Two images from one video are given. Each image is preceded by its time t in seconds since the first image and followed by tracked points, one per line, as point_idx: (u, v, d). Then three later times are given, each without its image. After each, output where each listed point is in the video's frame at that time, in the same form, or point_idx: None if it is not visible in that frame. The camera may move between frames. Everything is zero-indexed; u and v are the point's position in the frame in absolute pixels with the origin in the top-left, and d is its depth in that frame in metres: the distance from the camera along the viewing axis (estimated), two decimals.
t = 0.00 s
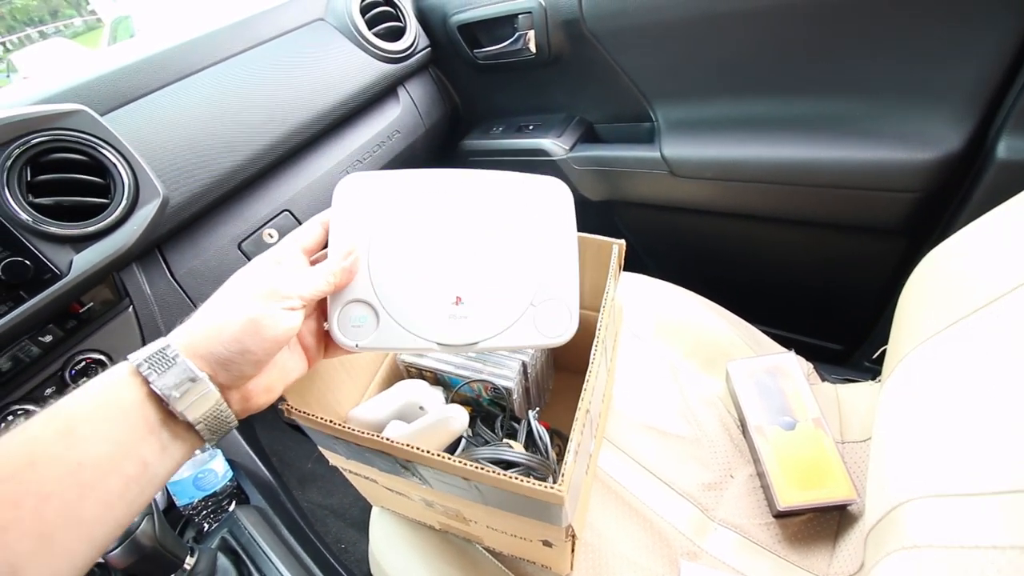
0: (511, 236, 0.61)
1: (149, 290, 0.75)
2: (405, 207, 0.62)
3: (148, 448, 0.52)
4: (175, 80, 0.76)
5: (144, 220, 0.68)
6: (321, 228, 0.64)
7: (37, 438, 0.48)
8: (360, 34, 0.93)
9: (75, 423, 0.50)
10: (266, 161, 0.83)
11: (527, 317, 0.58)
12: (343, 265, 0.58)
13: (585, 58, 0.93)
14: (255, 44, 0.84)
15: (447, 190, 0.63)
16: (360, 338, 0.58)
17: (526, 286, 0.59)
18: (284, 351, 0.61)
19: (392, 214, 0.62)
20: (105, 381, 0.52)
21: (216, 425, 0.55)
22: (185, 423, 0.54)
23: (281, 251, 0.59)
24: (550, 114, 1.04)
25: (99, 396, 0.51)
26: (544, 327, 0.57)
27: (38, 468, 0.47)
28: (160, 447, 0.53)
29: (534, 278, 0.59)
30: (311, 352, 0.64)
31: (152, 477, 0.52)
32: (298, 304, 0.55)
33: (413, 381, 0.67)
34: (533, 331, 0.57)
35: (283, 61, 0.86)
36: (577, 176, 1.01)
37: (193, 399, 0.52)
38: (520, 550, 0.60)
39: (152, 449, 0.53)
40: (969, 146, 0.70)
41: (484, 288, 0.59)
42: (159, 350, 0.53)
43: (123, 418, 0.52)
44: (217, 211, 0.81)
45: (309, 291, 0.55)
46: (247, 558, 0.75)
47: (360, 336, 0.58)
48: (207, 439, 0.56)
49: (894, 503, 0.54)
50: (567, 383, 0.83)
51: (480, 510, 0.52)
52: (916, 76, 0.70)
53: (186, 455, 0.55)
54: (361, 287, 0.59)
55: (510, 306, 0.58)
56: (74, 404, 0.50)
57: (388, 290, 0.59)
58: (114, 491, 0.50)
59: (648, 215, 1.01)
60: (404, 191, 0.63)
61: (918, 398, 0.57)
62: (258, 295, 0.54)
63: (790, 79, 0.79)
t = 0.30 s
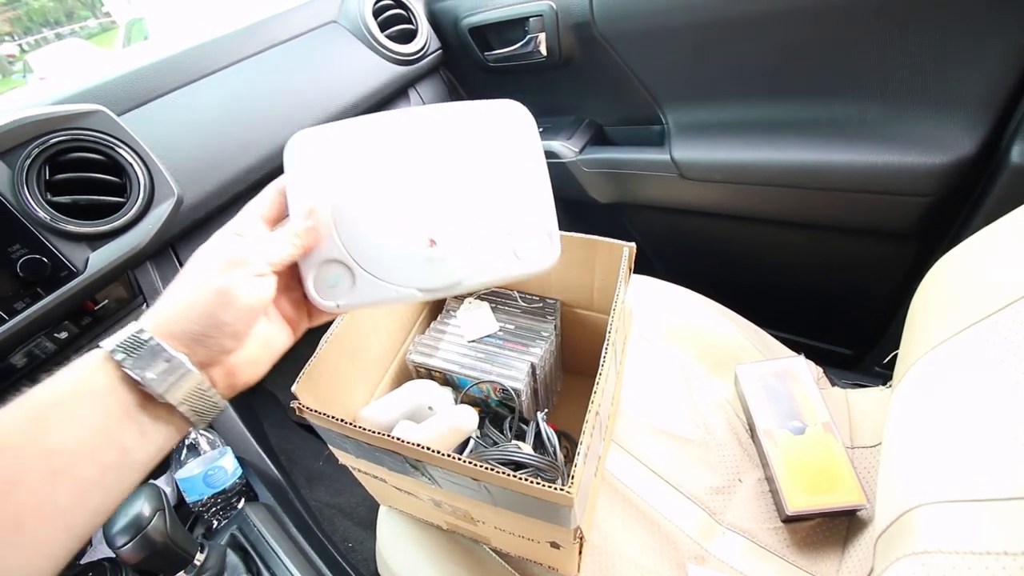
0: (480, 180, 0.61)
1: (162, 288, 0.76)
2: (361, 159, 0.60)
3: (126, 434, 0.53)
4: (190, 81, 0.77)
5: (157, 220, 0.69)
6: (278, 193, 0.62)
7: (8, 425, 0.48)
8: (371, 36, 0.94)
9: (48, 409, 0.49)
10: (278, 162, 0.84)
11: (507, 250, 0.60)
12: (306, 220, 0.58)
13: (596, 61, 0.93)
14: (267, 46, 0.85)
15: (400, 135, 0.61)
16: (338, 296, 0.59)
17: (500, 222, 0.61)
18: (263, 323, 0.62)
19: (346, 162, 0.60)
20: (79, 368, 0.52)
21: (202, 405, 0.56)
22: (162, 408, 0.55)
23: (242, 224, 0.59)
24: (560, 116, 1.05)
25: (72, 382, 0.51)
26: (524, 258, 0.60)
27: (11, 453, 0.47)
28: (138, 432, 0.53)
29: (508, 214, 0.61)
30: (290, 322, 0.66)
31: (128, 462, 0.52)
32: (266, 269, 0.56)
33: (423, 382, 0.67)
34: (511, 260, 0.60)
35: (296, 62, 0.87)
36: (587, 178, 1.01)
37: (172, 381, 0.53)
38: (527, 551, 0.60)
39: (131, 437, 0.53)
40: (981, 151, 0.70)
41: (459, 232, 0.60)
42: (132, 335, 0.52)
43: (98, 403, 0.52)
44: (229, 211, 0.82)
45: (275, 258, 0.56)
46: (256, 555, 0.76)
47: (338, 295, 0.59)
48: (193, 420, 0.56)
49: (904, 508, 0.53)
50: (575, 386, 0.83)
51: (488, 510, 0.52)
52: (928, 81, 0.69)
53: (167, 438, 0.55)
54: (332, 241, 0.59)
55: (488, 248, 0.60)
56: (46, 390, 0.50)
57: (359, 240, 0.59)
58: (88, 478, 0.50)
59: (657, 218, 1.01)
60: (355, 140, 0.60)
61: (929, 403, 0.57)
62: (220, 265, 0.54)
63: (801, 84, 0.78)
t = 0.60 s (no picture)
0: (355, 100, 0.51)
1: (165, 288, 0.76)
2: (243, 109, 0.54)
3: (17, 418, 0.57)
4: (193, 81, 0.77)
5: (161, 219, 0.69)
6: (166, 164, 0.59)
7: None
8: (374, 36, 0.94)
9: None
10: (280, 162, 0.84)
11: (384, 156, 0.49)
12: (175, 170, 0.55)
13: (598, 62, 0.93)
14: (271, 47, 0.85)
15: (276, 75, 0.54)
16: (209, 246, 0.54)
17: (371, 132, 0.50)
18: (158, 299, 0.65)
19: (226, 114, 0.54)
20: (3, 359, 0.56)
21: (106, 384, 0.61)
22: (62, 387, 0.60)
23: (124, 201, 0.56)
24: (562, 117, 1.05)
25: None
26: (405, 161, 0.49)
27: None
28: (35, 415, 0.58)
29: (385, 121, 0.50)
30: (195, 290, 0.69)
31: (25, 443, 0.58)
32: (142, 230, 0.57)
33: (425, 382, 0.67)
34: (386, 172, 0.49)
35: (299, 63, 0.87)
36: (588, 179, 1.01)
37: (70, 362, 0.58)
38: (530, 552, 0.60)
39: (27, 417, 0.58)
40: (985, 153, 0.70)
41: (329, 153, 0.49)
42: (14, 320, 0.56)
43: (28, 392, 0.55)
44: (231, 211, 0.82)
45: (148, 216, 0.56)
46: (258, 555, 0.76)
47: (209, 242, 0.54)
48: (104, 401, 0.62)
49: (906, 511, 0.53)
50: (577, 386, 0.83)
51: (490, 511, 0.52)
52: (931, 83, 0.69)
53: (65, 421, 0.60)
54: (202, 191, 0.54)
55: (360, 160, 0.49)
56: None
57: (226, 179, 0.53)
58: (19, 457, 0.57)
59: (659, 219, 1.01)
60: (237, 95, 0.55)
61: (931, 405, 0.57)
62: (94, 230, 0.55)
63: (803, 85, 0.78)
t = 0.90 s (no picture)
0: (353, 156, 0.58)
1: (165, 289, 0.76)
2: (239, 148, 0.60)
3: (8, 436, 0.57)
4: (194, 81, 0.77)
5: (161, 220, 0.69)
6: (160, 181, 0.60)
7: None
8: (374, 37, 0.94)
9: None
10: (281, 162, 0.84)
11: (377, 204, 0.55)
12: (168, 191, 0.58)
13: (599, 62, 0.93)
14: (271, 47, 0.85)
15: (272, 124, 0.61)
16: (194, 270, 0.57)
17: (367, 180, 0.56)
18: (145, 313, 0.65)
19: (219, 150, 0.60)
20: None
21: (97, 401, 0.61)
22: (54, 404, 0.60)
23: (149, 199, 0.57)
24: (562, 117, 1.05)
25: None
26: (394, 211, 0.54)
27: None
28: (24, 433, 0.58)
29: (380, 162, 0.57)
30: (178, 305, 0.69)
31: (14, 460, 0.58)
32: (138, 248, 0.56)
33: (425, 382, 0.67)
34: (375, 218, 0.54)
35: (299, 63, 0.87)
36: (589, 180, 1.01)
37: (59, 379, 0.57)
38: (530, 553, 0.60)
39: (14, 435, 0.58)
40: (986, 153, 0.70)
41: (321, 192, 0.56)
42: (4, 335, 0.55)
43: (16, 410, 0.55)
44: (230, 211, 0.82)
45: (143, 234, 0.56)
46: (258, 556, 0.76)
47: (196, 265, 0.57)
48: (92, 417, 0.61)
49: (907, 511, 0.53)
50: (577, 387, 0.83)
51: (490, 511, 0.52)
52: (933, 83, 0.69)
53: (56, 437, 0.60)
54: (195, 217, 0.59)
55: (353, 207, 0.55)
56: None
57: (225, 212, 0.58)
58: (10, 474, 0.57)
59: (659, 220, 1.01)
60: (228, 134, 0.61)
61: (931, 406, 0.57)
62: (84, 246, 0.54)
63: (804, 85, 0.78)
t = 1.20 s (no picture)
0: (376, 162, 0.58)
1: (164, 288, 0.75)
2: (260, 146, 0.60)
3: (16, 435, 0.57)
4: (195, 82, 0.77)
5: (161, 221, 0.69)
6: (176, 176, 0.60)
7: None
8: (375, 37, 0.94)
9: None
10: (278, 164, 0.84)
11: (400, 211, 0.55)
12: (187, 185, 0.58)
13: (599, 63, 0.93)
14: (271, 47, 0.85)
15: (293, 120, 0.61)
16: (207, 262, 0.56)
17: (386, 187, 0.56)
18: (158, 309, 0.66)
19: (240, 146, 0.60)
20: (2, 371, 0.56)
21: (105, 397, 0.61)
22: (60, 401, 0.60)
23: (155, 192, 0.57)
24: (562, 117, 1.05)
25: None
26: (416, 219, 0.55)
27: None
28: (32, 433, 0.58)
29: (403, 167, 0.57)
30: (187, 301, 0.70)
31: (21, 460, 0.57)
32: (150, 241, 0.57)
33: (426, 382, 0.67)
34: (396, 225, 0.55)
35: (299, 64, 0.87)
36: (590, 180, 1.01)
37: (67, 375, 0.57)
38: (531, 553, 0.60)
39: (23, 433, 0.58)
40: (985, 153, 0.70)
41: (343, 194, 0.57)
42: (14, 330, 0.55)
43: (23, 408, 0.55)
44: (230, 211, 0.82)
45: (157, 228, 0.56)
46: (258, 557, 0.76)
47: (208, 258, 0.56)
48: (98, 413, 0.61)
49: (908, 512, 0.53)
50: (578, 387, 0.83)
51: (490, 511, 0.52)
52: (934, 82, 0.69)
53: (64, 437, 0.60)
54: (210, 211, 0.58)
55: (375, 212, 0.55)
56: None
57: (243, 208, 0.58)
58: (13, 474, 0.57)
59: (660, 220, 1.02)
60: (250, 130, 0.61)
61: (929, 407, 0.57)
62: (96, 240, 0.55)
63: (804, 85, 0.78)
